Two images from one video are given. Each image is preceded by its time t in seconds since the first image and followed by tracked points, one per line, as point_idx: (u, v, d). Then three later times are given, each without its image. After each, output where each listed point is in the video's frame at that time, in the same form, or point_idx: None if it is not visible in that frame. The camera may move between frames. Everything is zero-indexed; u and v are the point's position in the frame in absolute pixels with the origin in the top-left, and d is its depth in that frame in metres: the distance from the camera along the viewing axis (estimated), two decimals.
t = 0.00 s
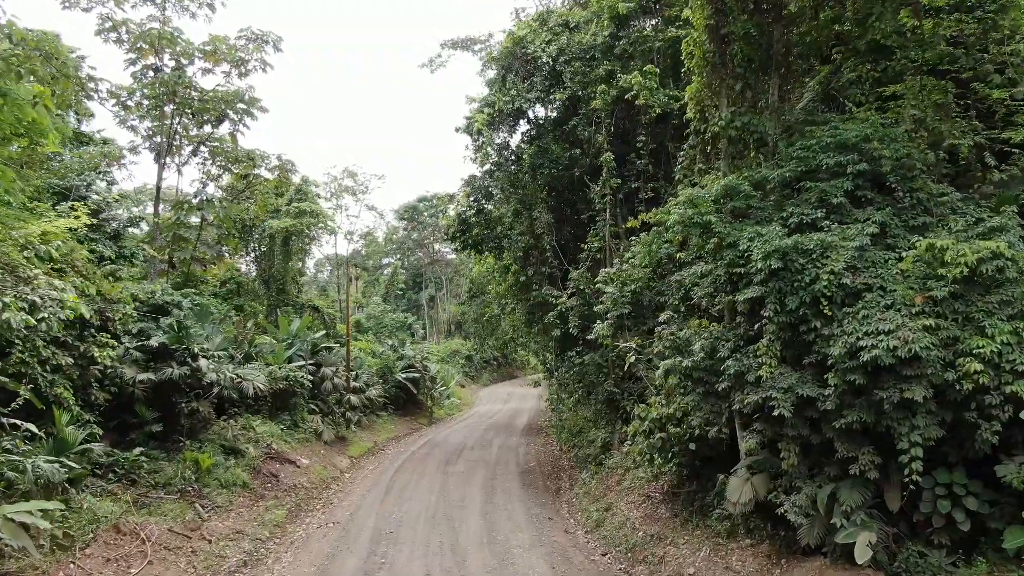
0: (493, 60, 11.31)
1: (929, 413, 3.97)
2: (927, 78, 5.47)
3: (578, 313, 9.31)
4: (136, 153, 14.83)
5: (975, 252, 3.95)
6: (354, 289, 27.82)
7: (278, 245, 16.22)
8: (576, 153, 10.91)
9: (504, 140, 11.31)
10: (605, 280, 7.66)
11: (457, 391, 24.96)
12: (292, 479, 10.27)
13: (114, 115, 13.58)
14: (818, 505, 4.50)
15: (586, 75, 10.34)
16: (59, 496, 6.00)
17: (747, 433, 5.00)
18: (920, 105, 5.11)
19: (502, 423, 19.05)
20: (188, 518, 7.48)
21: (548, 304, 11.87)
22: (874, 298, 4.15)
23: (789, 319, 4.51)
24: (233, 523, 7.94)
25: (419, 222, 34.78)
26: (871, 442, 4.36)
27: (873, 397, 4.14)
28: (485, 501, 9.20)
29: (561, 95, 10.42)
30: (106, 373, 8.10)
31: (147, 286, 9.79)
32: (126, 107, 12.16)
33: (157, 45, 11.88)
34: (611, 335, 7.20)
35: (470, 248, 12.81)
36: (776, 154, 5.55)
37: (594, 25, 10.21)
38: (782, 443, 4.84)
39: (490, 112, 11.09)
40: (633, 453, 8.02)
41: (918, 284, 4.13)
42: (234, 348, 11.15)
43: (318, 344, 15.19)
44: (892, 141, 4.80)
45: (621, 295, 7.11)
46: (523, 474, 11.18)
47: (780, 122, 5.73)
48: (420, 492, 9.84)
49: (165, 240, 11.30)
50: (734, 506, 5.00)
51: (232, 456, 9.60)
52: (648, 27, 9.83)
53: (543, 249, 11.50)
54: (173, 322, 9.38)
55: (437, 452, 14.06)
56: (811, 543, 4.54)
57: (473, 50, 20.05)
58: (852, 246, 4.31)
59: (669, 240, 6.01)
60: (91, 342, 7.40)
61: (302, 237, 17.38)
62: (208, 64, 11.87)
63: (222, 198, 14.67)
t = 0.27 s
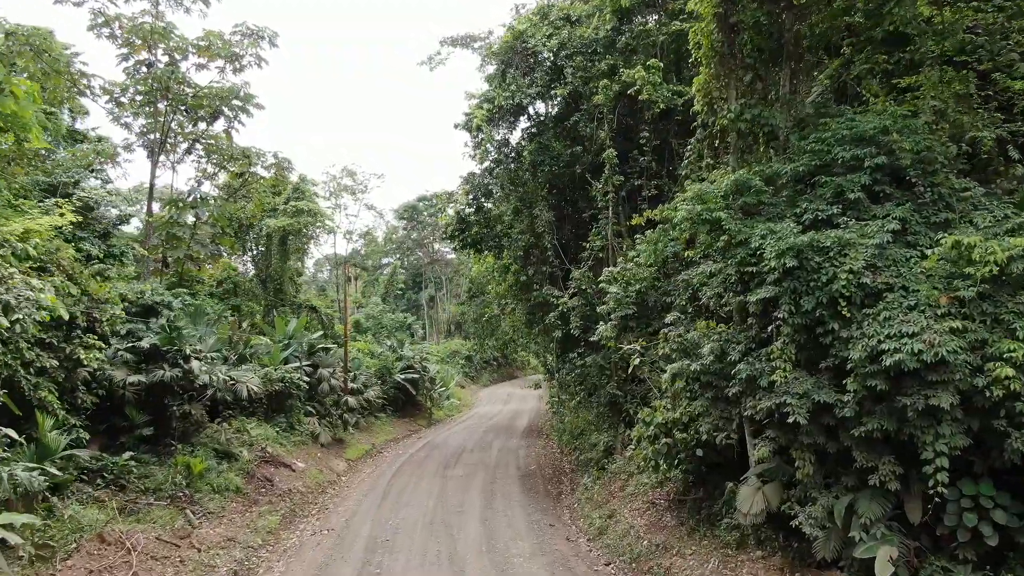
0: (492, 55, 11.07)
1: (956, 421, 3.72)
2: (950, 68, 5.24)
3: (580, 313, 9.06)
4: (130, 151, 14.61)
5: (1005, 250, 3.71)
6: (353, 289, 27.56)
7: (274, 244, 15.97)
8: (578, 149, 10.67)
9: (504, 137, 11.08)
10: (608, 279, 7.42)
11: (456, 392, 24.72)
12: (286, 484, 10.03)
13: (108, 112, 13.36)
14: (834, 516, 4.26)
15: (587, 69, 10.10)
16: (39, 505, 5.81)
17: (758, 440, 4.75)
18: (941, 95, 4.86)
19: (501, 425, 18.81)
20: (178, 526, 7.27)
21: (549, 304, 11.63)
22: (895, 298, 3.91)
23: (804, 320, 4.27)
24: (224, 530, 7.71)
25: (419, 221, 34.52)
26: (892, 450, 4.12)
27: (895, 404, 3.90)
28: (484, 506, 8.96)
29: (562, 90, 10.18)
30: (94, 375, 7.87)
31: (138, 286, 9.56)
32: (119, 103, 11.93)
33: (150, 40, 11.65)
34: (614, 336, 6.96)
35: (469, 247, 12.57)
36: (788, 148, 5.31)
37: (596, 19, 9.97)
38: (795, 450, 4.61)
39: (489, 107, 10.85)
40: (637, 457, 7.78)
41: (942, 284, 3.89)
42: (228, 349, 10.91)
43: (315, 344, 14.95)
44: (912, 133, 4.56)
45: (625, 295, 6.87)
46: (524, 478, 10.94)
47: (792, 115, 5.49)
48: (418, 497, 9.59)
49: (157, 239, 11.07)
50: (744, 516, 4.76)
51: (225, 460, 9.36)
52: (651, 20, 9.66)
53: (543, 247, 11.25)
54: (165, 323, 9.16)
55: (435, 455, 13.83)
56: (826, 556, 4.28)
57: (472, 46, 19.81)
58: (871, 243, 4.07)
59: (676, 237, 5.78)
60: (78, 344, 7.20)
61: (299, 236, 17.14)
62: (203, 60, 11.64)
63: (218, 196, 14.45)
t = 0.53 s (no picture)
0: (492, 50, 10.83)
1: (988, 429, 3.48)
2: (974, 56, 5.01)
3: (582, 314, 8.82)
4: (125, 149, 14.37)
5: None
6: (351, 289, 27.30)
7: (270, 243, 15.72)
8: (579, 146, 10.43)
9: (504, 133, 10.82)
10: (612, 279, 7.18)
11: (456, 393, 24.47)
12: (281, 488, 9.78)
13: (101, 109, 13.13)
14: (854, 529, 4.00)
15: (589, 64, 9.86)
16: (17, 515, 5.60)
17: (772, 448, 4.51)
18: (965, 85, 4.63)
19: (501, 427, 18.56)
20: (168, 534, 7.02)
21: (549, 305, 11.38)
22: (921, 299, 3.68)
23: (822, 322, 4.03)
24: (216, 538, 7.47)
25: (418, 221, 34.28)
26: (916, 460, 3.88)
27: (921, 411, 3.67)
28: (483, 512, 8.70)
29: (563, 85, 9.94)
30: (81, 378, 7.64)
31: (128, 286, 9.31)
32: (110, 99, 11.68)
33: (143, 34, 11.41)
34: (618, 338, 6.72)
35: (468, 246, 12.32)
36: (802, 141, 5.08)
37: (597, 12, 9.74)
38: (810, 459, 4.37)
39: (489, 103, 10.61)
40: (641, 462, 7.54)
41: (970, 283, 3.66)
42: (222, 350, 10.67)
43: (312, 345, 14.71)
44: (935, 124, 4.32)
45: (629, 296, 6.63)
46: (524, 482, 10.69)
47: (805, 107, 5.25)
48: (415, 502, 9.35)
49: (150, 238, 10.83)
50: (756, 528, 4.49)
51: (217, 465, 9.12)
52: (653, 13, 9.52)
53: (544, 246, 11.00)
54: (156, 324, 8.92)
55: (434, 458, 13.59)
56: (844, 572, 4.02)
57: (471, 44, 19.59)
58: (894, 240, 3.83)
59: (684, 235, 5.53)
60: (63, 345, 6.97)
61: (296, 235, 16.89)
62: (197, 55, 11.41)
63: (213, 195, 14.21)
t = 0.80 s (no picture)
0: (492, 44, 10.57)
1: None
2: (998, 44, 4.77)
3: (585, 314, 8.57)
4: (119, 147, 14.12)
5: None
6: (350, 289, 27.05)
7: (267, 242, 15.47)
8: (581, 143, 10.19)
9: (504, 130, 10.58)
10: (616, 278, 6.93)
11: (456, 393, 24.23)
12: (275, 493, 9.54)
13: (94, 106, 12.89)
14: (876, 544, 3.75)
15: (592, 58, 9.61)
16: None
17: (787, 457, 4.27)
18: (991, 73, 4.40)
19: (501, 428, 18.32)
20: (157, 542, 6.77)
21: (551, 305, 11.14)
22: (950, 300, 3.44)
23: (842, 325, 3.79)
24: (207, 546, 7.22)
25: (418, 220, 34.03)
26: (943, 471, 3.64)
27: (950, 419, 3.43)
28: (483, 518, 8.46)
29: (565, 79, 9.69)
30: (68, 380, 7.40)
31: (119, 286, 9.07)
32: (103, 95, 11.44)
33: (135, 29, 11.16)
34: (623, 339, 6.47)
35: (468, 245, 12.07)
36: (817, 134, 4.84)
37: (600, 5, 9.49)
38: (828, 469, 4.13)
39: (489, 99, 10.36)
40: (646, 468, 7.29)
41: (1003, 283, 3.42)
42: (216, 352, 10.44)
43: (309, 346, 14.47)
44: (961, 114, 4.08)
45: (635, 296, 6.38)
46: (524, 486, 10.45)
47: (820, 98, 5.00)
48: (413, 508, 9.10)
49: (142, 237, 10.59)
50: (770, 541, 4.21)
51: (210, 470, 8.88)
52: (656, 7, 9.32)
53: (545, 245, 10.76)
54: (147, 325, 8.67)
55: (433, 461, 13.34)
56: None
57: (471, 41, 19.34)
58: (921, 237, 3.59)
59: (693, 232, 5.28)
60: (47, 348, 6.72)
61: (294, 234, 16.65)
62: (190, 50, 11.17)
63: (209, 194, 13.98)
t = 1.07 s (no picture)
0: (491, 38, 10.34)
1: None
2: None
3: (587, 315, 8.33)
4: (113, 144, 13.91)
5: None
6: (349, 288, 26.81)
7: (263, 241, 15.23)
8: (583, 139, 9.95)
9: (505, 126, 10.35)
10: (621, 278, 6.69)
11: (456, 394, 23.99)
12: (270, 498, 9.31)
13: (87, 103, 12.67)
14: (902, 561, 3.49)
15: (594, 52, 9.37)
16: None
17: (804, 467, 4.03)
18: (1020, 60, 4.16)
19: (502, 430, 18.07)
20: (144, 551, 6.51)
21: (552, 305, 10.91)
22: (984, 300, 3.20)
23: (866, 327, 3.56)
24: (197, 554, 6.98)
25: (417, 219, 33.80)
26: (975, 484, 3.40)
27: (985, 429, 3.19)
28: (483, 525, 8.22)
29: (566, 74, 9.45)
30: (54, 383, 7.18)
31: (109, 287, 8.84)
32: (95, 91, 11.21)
33: (128, 24, 10.93)
34: (629, 341, 6.23)
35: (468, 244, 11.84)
36: (834, 126, 4.60)
37: None
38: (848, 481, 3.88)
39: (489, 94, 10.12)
40: (651, 473, 7.05)
41: None
42: (209, 353, 10.20)
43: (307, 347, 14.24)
44: (990, 103, 3.84)
45: (641, 296, 6.15)
46: (525, 491, 10.20)
47: (837, 88, 4.76)
48: (410, 514, 8.87)
49: (134, 235, 10.36)
50: (785, 555, 3.95)
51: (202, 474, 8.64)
52: None
53: (546, 244, 10.52)
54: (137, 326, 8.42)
55: (432, 463, 13.10)
56: None
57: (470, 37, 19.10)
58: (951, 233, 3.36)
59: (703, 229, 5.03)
60: (30, 349, 6.48)
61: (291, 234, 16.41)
62: (183, 45, 10.93)
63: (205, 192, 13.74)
